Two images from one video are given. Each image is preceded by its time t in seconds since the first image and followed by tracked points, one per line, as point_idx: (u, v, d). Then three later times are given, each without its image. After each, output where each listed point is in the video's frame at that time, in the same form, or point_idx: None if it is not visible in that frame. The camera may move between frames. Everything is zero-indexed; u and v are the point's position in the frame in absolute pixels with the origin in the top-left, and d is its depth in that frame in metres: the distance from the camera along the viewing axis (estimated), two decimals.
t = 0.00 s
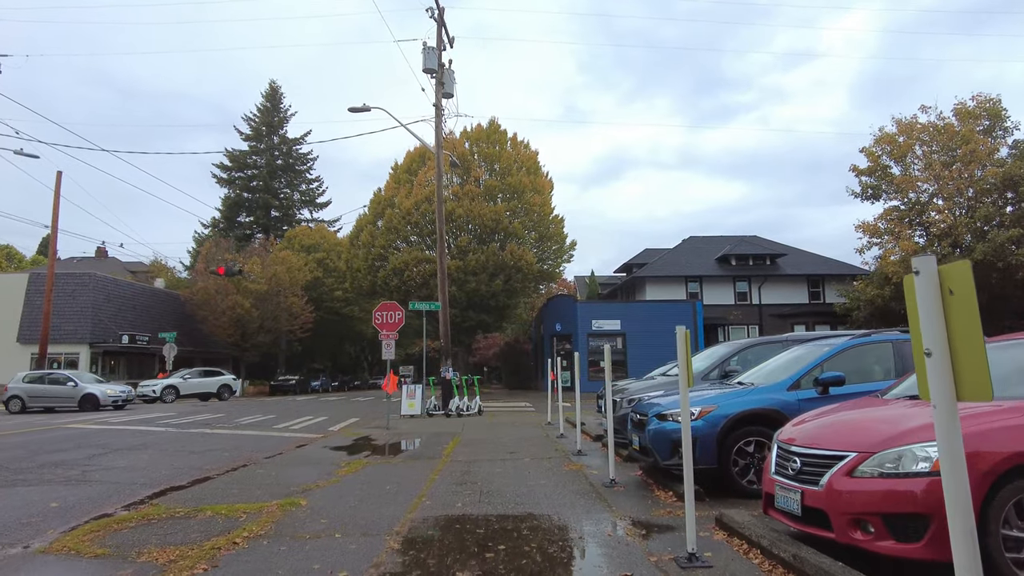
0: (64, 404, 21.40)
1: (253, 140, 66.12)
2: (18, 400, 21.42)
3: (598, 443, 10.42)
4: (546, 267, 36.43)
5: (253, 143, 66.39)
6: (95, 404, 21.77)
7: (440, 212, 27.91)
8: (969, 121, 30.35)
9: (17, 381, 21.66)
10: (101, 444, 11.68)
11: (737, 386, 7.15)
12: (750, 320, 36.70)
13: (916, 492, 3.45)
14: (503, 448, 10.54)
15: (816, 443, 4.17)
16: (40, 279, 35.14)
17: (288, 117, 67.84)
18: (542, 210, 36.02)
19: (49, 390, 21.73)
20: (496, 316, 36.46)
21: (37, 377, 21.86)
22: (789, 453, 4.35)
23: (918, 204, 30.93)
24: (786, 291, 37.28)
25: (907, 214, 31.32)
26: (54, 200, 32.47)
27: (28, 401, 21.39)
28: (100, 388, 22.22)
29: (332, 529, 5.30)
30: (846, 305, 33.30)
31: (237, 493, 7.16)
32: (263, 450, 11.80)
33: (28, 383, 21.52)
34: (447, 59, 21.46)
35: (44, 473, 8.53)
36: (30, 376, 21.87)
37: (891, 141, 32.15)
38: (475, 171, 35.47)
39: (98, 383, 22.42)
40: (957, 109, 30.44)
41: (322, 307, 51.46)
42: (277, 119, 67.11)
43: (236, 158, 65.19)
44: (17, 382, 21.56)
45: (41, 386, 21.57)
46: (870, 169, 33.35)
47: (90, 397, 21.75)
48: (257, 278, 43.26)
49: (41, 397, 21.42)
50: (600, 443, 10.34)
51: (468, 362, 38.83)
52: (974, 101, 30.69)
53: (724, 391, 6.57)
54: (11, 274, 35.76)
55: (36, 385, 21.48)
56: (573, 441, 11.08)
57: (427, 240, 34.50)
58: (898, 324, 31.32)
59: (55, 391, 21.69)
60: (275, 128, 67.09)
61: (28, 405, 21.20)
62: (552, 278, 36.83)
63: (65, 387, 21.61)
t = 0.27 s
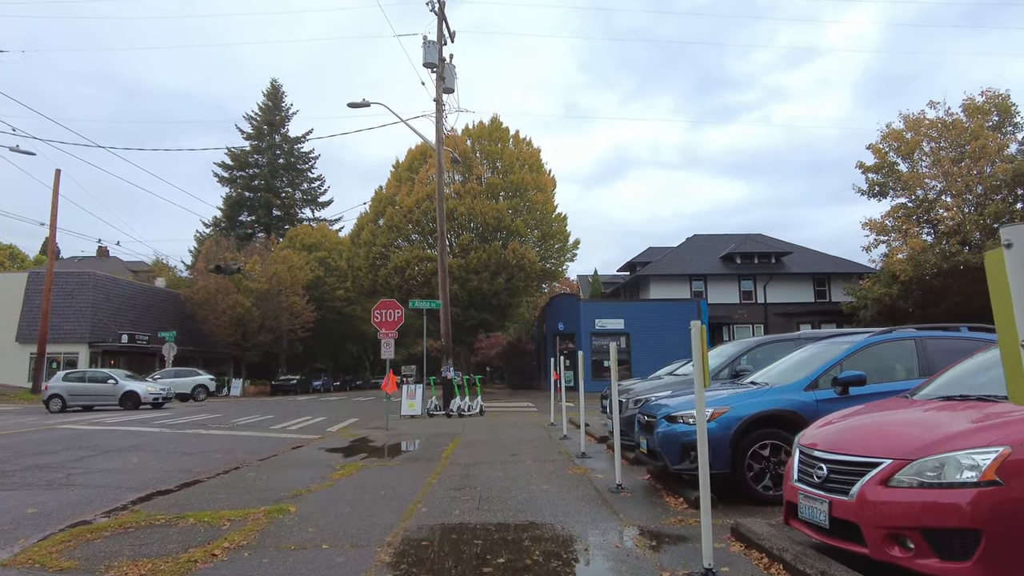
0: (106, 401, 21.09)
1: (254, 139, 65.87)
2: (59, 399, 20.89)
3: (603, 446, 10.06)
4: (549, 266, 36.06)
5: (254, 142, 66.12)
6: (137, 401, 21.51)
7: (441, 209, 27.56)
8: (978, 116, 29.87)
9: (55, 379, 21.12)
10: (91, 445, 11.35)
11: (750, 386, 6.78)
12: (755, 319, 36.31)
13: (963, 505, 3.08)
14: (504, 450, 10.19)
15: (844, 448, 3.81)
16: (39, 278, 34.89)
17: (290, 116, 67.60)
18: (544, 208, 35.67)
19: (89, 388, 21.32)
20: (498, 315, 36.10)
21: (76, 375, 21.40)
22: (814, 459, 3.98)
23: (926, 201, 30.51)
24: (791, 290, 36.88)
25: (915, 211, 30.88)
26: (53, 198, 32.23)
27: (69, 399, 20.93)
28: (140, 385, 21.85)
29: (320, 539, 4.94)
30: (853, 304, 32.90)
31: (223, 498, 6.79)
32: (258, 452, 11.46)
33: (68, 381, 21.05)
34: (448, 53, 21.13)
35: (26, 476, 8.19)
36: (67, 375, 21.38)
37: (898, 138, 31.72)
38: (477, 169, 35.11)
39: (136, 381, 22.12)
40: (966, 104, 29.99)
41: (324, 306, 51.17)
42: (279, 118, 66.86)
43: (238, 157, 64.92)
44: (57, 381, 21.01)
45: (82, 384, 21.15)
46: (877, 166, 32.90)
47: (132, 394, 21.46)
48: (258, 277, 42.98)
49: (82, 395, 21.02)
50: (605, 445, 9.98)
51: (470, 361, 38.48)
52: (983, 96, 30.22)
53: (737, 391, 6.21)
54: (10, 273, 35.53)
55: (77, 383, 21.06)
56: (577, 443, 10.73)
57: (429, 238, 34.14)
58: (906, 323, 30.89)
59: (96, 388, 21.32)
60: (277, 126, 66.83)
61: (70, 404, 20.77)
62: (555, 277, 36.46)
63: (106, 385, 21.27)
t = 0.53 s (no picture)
0: (147, 400, 20.72)
1: (257, 138, 65.64)
2: (101, 397, 20.75)
3: (609, 448, 9.69)
4: (553, 265, 35.66)
5: (257, 141, 65.87)
6: (179, 400, 20.97)
7: (443, 207, 27.18)
8: (989, 113, 29.39)
9: (99, 376, 21.02)
10: (81, 447, 11.01)
11: (766, 386, 6.41)
12: (761, 318, 35.91)
13: None
14: (506, 453, 9.81)
15: (879, 458, 3.44)
16: (39, 277, 34.67)
17: (292, 114, 67.35)
18: (548, 206, 35.29)
19: (131, 386, 21.00)
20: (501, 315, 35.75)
21: (119, 373, 21.12)
22: (847, 469, 3.61)
23: (936, 199, 30.04)
24: (798, 289, 36.44)
25: (924, 210, 30.41)
26: (54, 197, 32.00)
27: (111, 397, 20.69)
28: (183, 383, 21.34)
29: (306, 552, 4.58)
30: (861, 304, 32.44)
31: (209, 505, 6.43)
32: (253, 454, 11.12)
33: (110, 379, 20.83)
34: (450, 47, 20.77)
35: (7, 480, 7.86)
36: (110, 372, 21.16)
37: (907, 135, 31.25)
38: (481, 167, 34.76)
39: (179, 379, 21.60)
40: (977, 100, 29.50)
41: (326, 306, 50.92)
42: (281, 116, 66.61)
43: (241, 156, 64.71)
44: (99, 378, 20.90)
45: (124, 382, 20.85)
46: (885, 164, 32.41)
47: (174, 393, 20.93)
48: (260, 277, 42.73)
49: (123, 394, 20.73)
50: (611, 448, 9.61)
51: (474, 361, 38.14)
52: (994, 92, 29.71)
53: (754, 392, 5.83)
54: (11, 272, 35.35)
55: (119, 381, 20.78)
56: (582, 446, 10.37)
57: (431, 237, 33.79)
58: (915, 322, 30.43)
59: (138, 387, 20.96)
60: (280, 125, 66.59)
61: (111, 402, 20.54)
62: (559, 276, 36.08)
63: (147, 384, 20.90)
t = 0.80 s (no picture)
0: (186, 400, 20.27)
1: (258, 137, 65.36)
2: (139, 395, 20.37)
3: (612, 451, 9.32)
4: (554, 264, 35.28)
5: (258, 140, 65.54)
6: (218, 401, 20.46)
7: (442, 205, 26.80)
8: (997, 109, 28.95)
9: (138, 374, 20.61)
10: (67, 449, 10.68)
11: (777, 386, 6.03)
12: (765, 318, 35.52)
13: None
14: (505, 456, 9.44)
15: (913, 467, 3.08)
16: (35, 276, 34.34)
17: (293, 113, 67.06)
18: (549, 204, 34.90)
19: (170, 385, 20.57)
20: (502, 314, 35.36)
21: (157, 371, 20.71)
22: (875, 478, 3.24)
23: (943, 197, 29.61)
24: (803, 288, 36.03)
25: (931, 207, 29.98)
26: (50, 195, 31.71)
27: (149, 396, 20.33)
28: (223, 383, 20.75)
29: (280, 567, 4.22)
30: (867, 303, 32.01)
31: (185, 513, 6.05)
32: (244, 456, 10.78)
33: (149, 377, 20.41)
34: (449, 42, 20.42)
35: None
36: (149, 371, 20.73)
37: (913, 132, 30.83)
38: (481, 165, 34.41)
39: (218, 380, 21.12)
40: (985, 96, 29.07)
41: (327, 305, 50.59)
42: (282, 115, 66.32)
43: (241, 155, 64.43)
44: (137, 376, 20.52)
45: (163, 380, 20.43)
46: (891, 161, 31.99)
47: (212, 393, 20.45)
48: (259, 276, 42.40)
49: (161, 393, 20.34)
50: (613, 451, 9.23)
51: (475, 361, 37.75)
52: (1002, 88, 29.27)
53: (766, 393, 5.47)
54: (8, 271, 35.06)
55: (157, 380, 20.35)
56: (583, 448, 10.00)
57: (432, 235, 33.41)
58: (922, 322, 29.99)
59: (177, 386, 20.59)
60: (281, 124, 66.30)
61: (149, 401, 20.16)
62: (561, 275, 35.69)
63: (187, 383, 20.46)
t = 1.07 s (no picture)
0: (227, 401, 19.91)
1: (257, 136, 65.03)
2: (177, 396, 20.11)
3: (614, 454, 8.95)
4: (555, 262, 34.90)
5: (257, 140, 65.16)
6: (258, 402, 20.09)
7: (441, 202, 26.40)
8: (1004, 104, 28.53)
9: (175, 375, 20.31)
10: (49, 452, 10.31)
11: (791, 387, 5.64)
12: (768, 316, 35.14)
13: None
14: (502, 460, 9.06)
15: (956, 483, 2.71)
16: (31, 276, 33.99)
17: (293, 112, 66.72)
18: (550, 202, 34.48)
19: (207, 386, 20.22)
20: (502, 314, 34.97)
21: (195, 371, 20.38)
22: (910, 493, 2.89)
23: (949, 193, 29.20)
24: (806, 286, 35.65)
25: (937, 204, 29.57)
26: (45, 194, 31.37)
27: (186, 397, 20.08)
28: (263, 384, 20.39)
29: None
30: (872, 301, 31.58)
31: (156, 524, 5.66)
32: (233, 460, 10.41)
33: (186, 379, 20.11)
34: (446, 36, 20.04)
35: None
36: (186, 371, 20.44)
37: (918, 128, 30.43)
38: (481, 163, 34.05)
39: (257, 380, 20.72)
40: (991, 91, 28.67)
41: (326, 305, 50.23)
42: (281, 114, 65.98)
43: (240, 154, 64.09)
44: (175, 377, 20.18)
45: (200, 382, 20.12)
46: (896, 157, 31.58)
47: (253, 394, 20.06)
48: (258, 276, 42.06)
49: (199, 393, 19.99)
50: (616, 455, 8.82)
51: (475, 360, 37.39)
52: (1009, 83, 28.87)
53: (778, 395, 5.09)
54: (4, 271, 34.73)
55: (195, 380, 19.99)
56: (584, 451, 9.63)
57: (431, 234, 33.03)
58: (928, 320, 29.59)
59: (214, 387, 20.17)
60: (280, 123, 65.95)
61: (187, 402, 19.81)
62: (561, 274, 35.33)
63: (226, 384, 20.08)
